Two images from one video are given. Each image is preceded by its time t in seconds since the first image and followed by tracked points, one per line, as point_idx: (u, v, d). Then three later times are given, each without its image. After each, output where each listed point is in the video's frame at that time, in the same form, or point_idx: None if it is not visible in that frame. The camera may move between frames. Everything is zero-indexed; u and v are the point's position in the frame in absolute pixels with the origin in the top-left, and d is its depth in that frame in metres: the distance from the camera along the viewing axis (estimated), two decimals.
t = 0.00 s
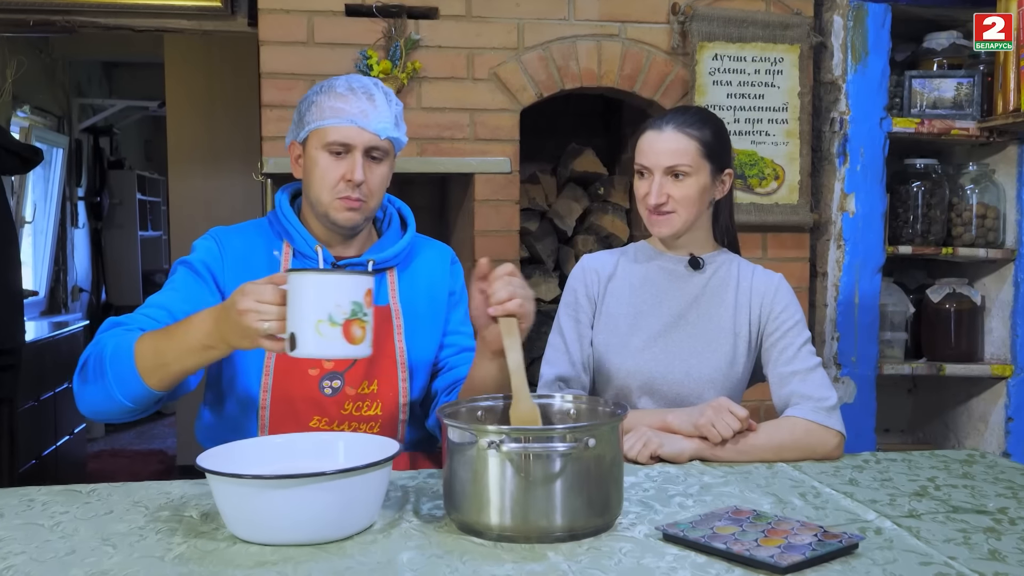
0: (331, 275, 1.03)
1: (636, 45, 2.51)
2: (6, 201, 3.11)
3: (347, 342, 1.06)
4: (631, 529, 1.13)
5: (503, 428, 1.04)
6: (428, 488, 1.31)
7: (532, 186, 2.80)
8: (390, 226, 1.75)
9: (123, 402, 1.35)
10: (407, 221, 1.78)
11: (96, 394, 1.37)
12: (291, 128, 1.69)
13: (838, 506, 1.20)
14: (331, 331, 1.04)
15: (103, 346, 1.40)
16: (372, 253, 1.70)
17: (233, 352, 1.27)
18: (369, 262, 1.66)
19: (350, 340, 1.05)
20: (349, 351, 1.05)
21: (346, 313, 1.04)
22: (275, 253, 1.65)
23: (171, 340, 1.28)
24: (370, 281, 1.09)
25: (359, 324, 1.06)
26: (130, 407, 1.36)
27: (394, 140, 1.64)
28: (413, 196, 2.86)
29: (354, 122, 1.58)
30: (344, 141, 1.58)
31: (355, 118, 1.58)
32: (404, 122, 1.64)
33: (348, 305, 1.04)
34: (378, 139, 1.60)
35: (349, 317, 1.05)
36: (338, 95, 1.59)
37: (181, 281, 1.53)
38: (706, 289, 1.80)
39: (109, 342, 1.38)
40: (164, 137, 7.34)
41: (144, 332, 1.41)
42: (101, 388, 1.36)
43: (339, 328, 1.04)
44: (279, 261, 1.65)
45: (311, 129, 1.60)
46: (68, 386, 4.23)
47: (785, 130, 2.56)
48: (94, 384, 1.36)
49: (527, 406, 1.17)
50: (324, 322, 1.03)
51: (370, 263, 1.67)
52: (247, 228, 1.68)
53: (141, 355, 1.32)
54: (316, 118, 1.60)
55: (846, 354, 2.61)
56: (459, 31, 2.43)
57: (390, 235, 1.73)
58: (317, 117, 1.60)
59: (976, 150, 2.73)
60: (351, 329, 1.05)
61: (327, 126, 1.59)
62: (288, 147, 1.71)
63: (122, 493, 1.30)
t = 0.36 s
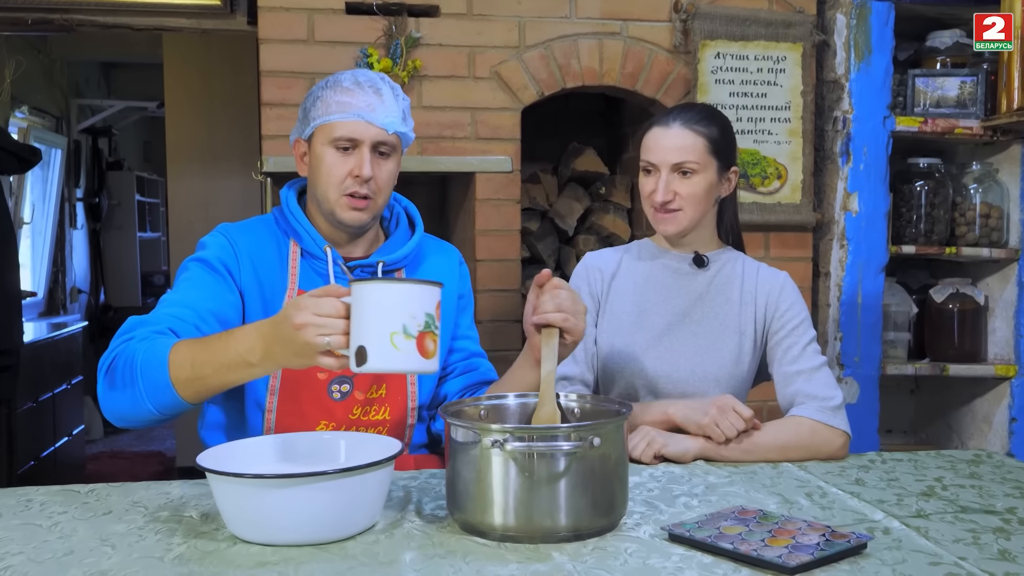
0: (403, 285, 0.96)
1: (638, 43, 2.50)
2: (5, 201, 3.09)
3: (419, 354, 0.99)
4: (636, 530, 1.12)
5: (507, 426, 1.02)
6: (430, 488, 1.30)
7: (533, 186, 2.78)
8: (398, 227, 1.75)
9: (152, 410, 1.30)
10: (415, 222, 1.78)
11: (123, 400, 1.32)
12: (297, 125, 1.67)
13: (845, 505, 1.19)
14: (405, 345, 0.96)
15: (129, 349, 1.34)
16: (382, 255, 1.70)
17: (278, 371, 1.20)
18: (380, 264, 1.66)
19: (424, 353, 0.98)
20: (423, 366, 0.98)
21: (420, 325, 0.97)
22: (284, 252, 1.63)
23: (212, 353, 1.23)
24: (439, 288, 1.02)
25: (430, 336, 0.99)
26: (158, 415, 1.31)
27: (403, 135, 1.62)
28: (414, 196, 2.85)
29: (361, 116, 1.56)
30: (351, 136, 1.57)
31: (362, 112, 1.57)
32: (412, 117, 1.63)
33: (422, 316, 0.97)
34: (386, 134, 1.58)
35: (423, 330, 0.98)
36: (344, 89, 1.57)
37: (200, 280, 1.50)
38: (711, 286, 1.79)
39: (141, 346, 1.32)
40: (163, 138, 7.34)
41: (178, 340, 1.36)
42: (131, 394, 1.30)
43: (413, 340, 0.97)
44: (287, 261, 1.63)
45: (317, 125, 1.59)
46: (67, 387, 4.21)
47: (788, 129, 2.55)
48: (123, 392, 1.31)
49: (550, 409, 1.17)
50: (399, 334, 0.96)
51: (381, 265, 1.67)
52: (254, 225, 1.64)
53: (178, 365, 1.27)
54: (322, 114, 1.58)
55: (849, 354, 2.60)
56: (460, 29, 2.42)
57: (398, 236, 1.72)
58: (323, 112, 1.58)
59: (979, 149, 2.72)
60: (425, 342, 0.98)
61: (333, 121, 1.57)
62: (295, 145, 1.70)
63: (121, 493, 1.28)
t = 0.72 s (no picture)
0: (435, 304, 0.99)
1: (642, 41, 2.49)
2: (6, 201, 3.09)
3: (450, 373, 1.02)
4: (639, 531, 1.11)
5: (510, 426, 1.01)
6: (432, 488, 1.29)
7: (536, 184, 2.78)
8: (384, 222, 1.72)
9: (163, 417, 1.28)
10: (401, 217, 1.75)
11: (135, 406, 1.30)
12: (279, 124, 1.65)
13: (851, 506, 1.18)
14: (438, 363, 1.00)
15: (139, 353, 1.32)
16: (371, 250, 1.68)
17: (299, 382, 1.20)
18: (370, 259, 1.65)
19: (455, 372, 1.02)
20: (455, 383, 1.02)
21: (452, 343, 1.01)
22: (273, 253, 1.61)
23: (229, 361, 1.22)
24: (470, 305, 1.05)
25: (463, 354, 1.03)
26: (169, 421, 1.29)
27: (387, 131, 1.60)
28: (416, 195, 2.84)
29: (346, 115, 1.55)
30: (337, 136, 1.55)
31: (348, 112, 1.55)
32: (395, 114, 1.61)
33: (454, 334, 1.01)
34: (373, 132, 1.57)
35: (455, 348, 1.02)
36: (328, 89, 1.55)
37: (197, 280, 1.48)
38: (725, 278, 1.79)
39: (154, 352, 1.30)
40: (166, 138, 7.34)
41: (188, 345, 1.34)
42: (144, 400, 1.28)
43: (445, 359, 1.01)
44: (277, 263, 1.61)
45: (301, 125, 1.57)
46: (69, 387, 4.21)
47: (793, 127, 2.53)
48: (134, 396, 1.28)
49: (547, 409, 1.16)
50: (431, 352, 0.99)
51: (371, 260, 1.65)
52: (239, 226, 1.62)
53: (193, 372, 1.25)
54: (306, 113, 1.57)
55: (854, 354, 2.58)
56: (462, 27, 2.41)
57: (385, 231, 1.70)
58: (307, 113, 1.57)
59: (985, 147, 2.70)
60: (456, 361, 1.02)
61: (318, 121, 1.56)
62: (276, 143, 1.67)
63: (120, 493, 1.27)
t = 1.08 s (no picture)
0: (447, 299, 0.99)
1: (644, 38, 2.47)
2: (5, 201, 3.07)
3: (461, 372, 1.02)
4: (643, 533, 1.09)
5: (511, 425, 1.00)
6: (432, 489, 1.28)
7: (538, 182, 2.77)
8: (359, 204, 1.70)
9: (171, 408, 1.28)
10: (376, 200, 1.73)
11: (143, 398, 1.30)
12: (268, 122, 1.65)
13: (858, 508, 1.16)
14: (450, 359, 0.99)
15: (145, 345, 1.31)
16: (351, 233, 1.66)
17: (302, 372, 1.20)
18: (351, 242, 1.62)
19: (466, 370, 1.01)
20: (465, 381, 1.01)
21: (465, 340, 1.00)
22: (261, 247, 1.59)
23: (235, 351, 1.20)
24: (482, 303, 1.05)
25: (474, 353, 1.02)
26: (177, 412, 1.29)
27: (376, 133, 1.61)
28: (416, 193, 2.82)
29: (336, 116, 1.55)
30: (327, 137, 1.55)
31: (338, 113, 1.56)
32: (385, 115, 1.61)
33: (468, 332, 1.01)
34: (362, 134, 1.57)
35: (467, 346, 1.01)
36: (319, 89, 1.56)
37: (193, 274, 1.46)
38: (740, 279, 1.76)
39: (161, 343, 1.29)
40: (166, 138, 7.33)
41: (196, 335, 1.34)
42: (151, 394, 1.28)
43: (457, 356, 1.00)
44: (267, 259, 1.59)
45: (290, 124, 1.57)
46: (69, 387, 4.19)
47: (796, 125, 2.52)
48: (142, 390, 1.28)
49: (548, 410, 1.15)
50: (443, 348, 0.99)
51: (353, 243, 1.63)
52: (225, 222, 1.61)
53: (199, 364, 1.23)
54: (296, 113, 1.57)
55: (858, 353, 2.57)
56: (463, 25, 2.40)
57: (361, 212, 1.68)
58: (297, 112, 1.57)
59: (990, 145, 2.69)
60: (468, 359, 1.01)
61: (308, 122, 1.56)
62: (264, 142, 1.67)
63: (117, 494, 1.26)
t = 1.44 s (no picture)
0: (446, 302, 0.98)
1: (644, 35, 2.46)
2: (7, 200, 3.07)
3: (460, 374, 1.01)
4: (641, 534, 1.08)
5: (508, 425, 0.99)
6: (430, 489, 1.27)
7: (538, 180, 2.75)
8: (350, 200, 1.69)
9: (173, 408, 1.26)
10: (368, 195, 1.72)
11: (144, 400, 1.28)
12: (253, 122, 1.66)
13: (859, 509, 1.15)
14: (450, 363, 0.98)
15: (145, 347, 1.29)
16: (343, 231, 1.65)
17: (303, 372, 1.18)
18: (342, 240, 1.61)
19: (466, 373, 1.00)
20: (466, 384, 1.00)
21: (465, 343, 1.00)
22: (255, 248, 1.59)
23: (235, 351, 1.19)
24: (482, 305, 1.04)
25: (474, 356, 1.02)
26: (179, 412, 1.27)
27: (360, 124, 1.61)
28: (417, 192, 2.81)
29: (318, 109, 1.56)
30: (311, 130, 1.55)
31: (319, 105, 1.56)
32: (368, 106, 1.62)
33: (468, 334, 1.00)
34: (345, 125, 1.58)
35: (467, 348, 1.00)
36: (299, 83, 1.56)
37: (189, 273, 1.46)
38: (741, 279, 1.75)
39: (161, 343, 1.27)
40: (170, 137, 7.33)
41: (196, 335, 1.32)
42: (152, 395, 1.26)
43: (457, 359, 0.99)
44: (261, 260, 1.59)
45: (274, 121, 1.57)
46: (72, 386, 4.19)
47: (798, 123, 2.50)
48: (144, 392, 1.26)
49: (545, 410, 1.13)
50: (444, 352, 0.98)
51: (344, 240, 1.61)
52: (218, 223, 1.60)
53: (200, 364, 1.22)
54: (278, 109, 1.57)
55: (861, 353, 2.56)
56: (463, 23, 2.38)
57: (352, 208, 1.67)
58: (279, 108, 1.57)
59: (994, 142, 2.68)
60: (468, 362, 1.00)
61: (291, 117, 1.56)
62: (250, 142, 1.68)
63: (114, 494, 1.25)
